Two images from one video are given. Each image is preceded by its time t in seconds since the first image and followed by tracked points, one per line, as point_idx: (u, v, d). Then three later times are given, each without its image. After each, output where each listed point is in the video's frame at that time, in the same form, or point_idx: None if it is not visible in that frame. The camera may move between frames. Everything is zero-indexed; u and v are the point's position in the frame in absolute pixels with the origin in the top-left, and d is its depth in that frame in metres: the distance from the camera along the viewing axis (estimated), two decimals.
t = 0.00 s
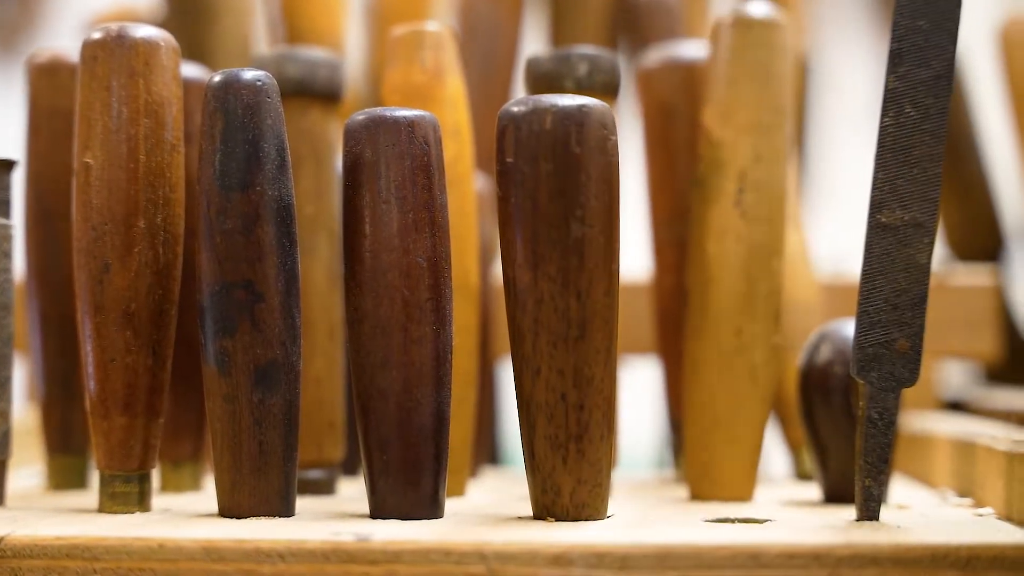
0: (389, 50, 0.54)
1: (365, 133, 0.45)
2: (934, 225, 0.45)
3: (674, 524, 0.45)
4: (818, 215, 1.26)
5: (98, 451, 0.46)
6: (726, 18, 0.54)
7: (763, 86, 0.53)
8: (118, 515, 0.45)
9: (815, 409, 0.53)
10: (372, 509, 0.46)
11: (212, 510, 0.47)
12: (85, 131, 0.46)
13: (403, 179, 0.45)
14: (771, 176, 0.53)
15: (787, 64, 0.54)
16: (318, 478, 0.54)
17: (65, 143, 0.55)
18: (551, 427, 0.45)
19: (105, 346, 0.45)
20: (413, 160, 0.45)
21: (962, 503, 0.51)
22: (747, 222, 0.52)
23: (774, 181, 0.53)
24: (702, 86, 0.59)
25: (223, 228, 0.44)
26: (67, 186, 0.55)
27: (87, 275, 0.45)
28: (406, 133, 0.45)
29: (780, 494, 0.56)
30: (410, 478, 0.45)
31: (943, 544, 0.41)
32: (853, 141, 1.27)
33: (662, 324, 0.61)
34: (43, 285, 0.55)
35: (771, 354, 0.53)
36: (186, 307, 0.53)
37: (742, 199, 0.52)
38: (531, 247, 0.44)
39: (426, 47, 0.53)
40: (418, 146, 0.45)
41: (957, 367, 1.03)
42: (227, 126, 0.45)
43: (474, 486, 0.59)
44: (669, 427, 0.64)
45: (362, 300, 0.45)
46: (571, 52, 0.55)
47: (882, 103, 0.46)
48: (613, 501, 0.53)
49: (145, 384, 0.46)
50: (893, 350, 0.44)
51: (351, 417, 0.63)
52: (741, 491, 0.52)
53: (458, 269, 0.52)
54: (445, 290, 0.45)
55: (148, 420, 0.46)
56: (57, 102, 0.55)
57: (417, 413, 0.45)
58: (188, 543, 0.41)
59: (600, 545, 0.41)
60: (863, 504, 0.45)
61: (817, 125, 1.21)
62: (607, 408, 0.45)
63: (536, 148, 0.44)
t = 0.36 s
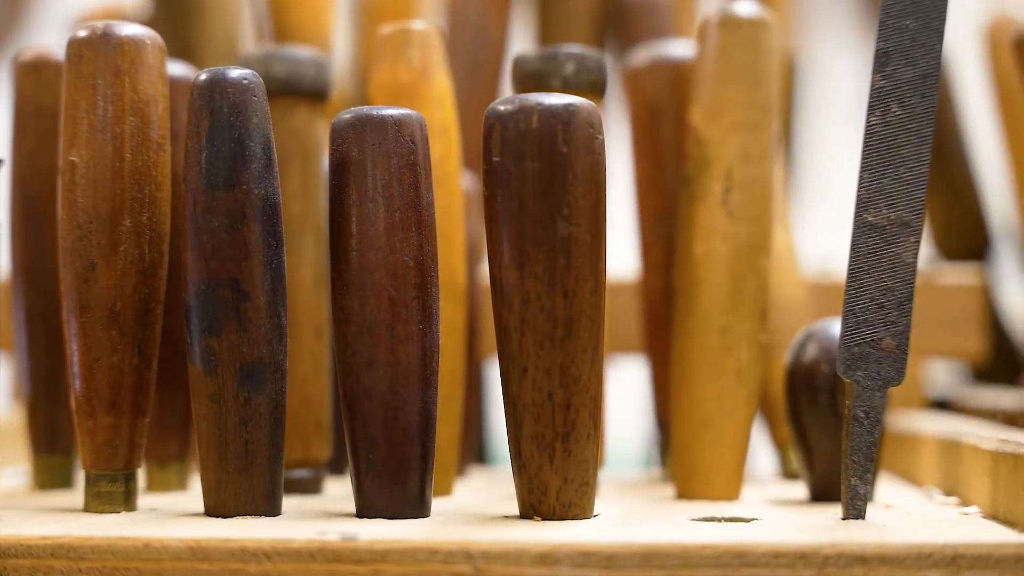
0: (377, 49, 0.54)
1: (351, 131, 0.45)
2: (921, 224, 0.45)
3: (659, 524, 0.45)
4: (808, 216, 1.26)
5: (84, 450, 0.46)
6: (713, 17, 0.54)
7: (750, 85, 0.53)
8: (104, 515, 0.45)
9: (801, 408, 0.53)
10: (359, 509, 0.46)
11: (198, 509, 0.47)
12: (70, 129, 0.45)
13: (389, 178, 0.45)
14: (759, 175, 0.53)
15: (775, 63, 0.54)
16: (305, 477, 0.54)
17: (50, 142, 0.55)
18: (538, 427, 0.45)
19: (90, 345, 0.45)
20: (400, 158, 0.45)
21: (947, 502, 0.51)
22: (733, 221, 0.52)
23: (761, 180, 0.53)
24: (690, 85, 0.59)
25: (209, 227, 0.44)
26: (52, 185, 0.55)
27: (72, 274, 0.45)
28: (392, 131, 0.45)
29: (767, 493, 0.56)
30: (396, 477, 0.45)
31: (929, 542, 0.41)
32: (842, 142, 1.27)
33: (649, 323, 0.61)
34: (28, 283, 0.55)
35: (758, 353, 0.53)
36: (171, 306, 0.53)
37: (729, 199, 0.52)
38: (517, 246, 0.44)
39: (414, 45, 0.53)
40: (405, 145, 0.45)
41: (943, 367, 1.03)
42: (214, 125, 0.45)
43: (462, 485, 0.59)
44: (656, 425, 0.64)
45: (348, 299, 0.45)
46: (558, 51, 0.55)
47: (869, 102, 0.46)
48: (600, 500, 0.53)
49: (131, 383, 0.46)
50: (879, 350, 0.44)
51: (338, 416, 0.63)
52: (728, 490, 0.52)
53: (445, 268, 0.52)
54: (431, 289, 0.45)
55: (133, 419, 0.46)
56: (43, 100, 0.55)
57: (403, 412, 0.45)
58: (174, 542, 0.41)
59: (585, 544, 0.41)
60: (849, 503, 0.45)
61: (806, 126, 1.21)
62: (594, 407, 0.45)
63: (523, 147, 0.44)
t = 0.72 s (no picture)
0: (363, 48, 0.54)
1: (338, 130, 0.45)
2: (907, 224, 0.45)
3: (645, 523, 0.45)
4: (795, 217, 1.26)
5: (70, 450, 0.46)
6: (700, 16, 0.54)
7: (737, 85, 0.53)
8: (89, 515, 0.45)
9: (788, 407, 0.53)
10: (346, 508, 0.46)
11: (184, 509, 0.47)
12: (55, 129, 0.45)
13: (376, 177, 0.45)
14: (745, 175, 0.53)
15: (761, 63, 0.54)
16: (292, 477, 0.54)
17: (36, 140, 0.55)
18: (524, 426, 0.45)
19: (75, 344, 0.45)
20: (386, 157, 0.45)
21: (933, 500, 0.52)
22: (720, 220, 0.52)
23: (748, 179, 0.53)
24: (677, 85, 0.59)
25: (194, 226, 0.44)
26: (37, 184, 0.55)
27: (57, 273, 0.45)
28: (378, 130, 0.45)
29: (754, 493, 0.56)
30: (382, 476, 0.45)
31: (914, 542, 0.41)
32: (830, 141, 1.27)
33: (636, 322, 0.61)
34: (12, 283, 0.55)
35: (745, 352, 0.53)
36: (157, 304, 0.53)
37: (716, 198, 0.53)
38: (504, 245, 0.44)
39: (400, 45, 0.53)
40: (391, 144, 0.45)
41: (929, 363, 1.04)
42: (199, 124, 0.44)
43: (449, 484, 0.59)
44: (643, 425, 0.64)
45: (335, 299, 0.45)
46: (546, 50, 0.55)
47: (855, 101, 0.46)
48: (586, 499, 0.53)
49: (117, 382, 0.46)
50: (865, 349, 0.44)
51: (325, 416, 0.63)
52: (715, 489, 0.52)
53: (432, 267, 0.52)
54: (418, 288, 0.45)
55: (119, 418, 0.46)
56: (28, 98, 0.55)
57: (389, 412, 0.45)
58: (159, 542, 0.41)
59: (571, 543, 0.41)
60: (835, 502, 0.45)
61: (794, 126, 1.22)
62: (580, 407, 0.45)
63: (509, 146, 0.44)
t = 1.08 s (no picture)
0: (349, 47, 0.53)
1: (323, 129, 0.45)
2: (892, 223, 0.45)
3: (630, 522, 0.45)
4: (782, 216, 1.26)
5: (54, 450, 0.46)
6: (686, 15, 0.54)
7: (723, 84, 0.53)
8: (73, 514, 0.45)
9: (774, 406, 0.53)
10: (331, 508, 0.46)
11: (169, 509, 0.47)
12: (40, 127, 0.45)
13: (361, 175, 0.45)
14: (731, 174, 0.53)
15: (748, 62, 0.54)
16: (277, 476, 0.54)
17: (20, 139, 0.55)
18: (510, 425, 0.45)
19: (60, 343, 0.45)
20: (372, 156, 0.45)
21: (918, 499, 0.52)
22: (705, 219, 0.52)
23: (734, 179, 0.53)
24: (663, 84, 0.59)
25: (179, 225, 0.44)
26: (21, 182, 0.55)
27: (42, 272, 0.45)
28: (364, 129, 0.45)
29: (740, 492, 0.56)
30: (367, 475, 0.45)
31: (900, 540, 0.40)
32: (819, 142, 1.28)
33: (623, 321, 0.61)
34: None
35: (730, 351, 0.53)
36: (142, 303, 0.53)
37: (702, 197, 0.53)
38: (489, 244, 0.44)
39: (386, 43, 0.53)
40: (376, 143, 0.45)
41: (914, 364, 1.04)
42: (184, 123, 0.44)
43: (435, 484, 0.59)
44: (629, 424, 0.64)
45: (320, 298, 0.45)
46: (532, 50, 0.55)
47: (841, 100, 0.46)
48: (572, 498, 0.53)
49: (101, 381, 0.46)
50: (850, 348, 0.44)
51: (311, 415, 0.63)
52: (700, 488, 0.52)
53: (418, 266, 0.52)
54: (404, 287, 0.45)
55: (104, 417, 0.46)
56: (13, 96, 0.55)
57: (374, 411, 0.44)
58: (144, 541, 0.41)
59: (556, 542, 0.40)
60: (821, 501, 0.45)
61: (782, 126, 1.22)
62: (565, 406, 0.45)
63: (495, 145, 0.44)
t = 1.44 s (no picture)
0: (335, 46, 0.53)
1: (309, 129, 0.45)
2: (877, 222, 0.45)
3: (616, 522, 0.45)
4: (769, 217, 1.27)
5: (39, 450, 0.46)
6: (672, 15, 0.54)
7: (709, 82, 0.53)
8: (57, 514, 0.45)
9: (759, 405, 0.53)
10: (317, 507, 0.46)
11: (154, 508, 0.47)
12: (24, 125, 0.45)
13: (347, 175, 0.45)
14: (718, 173, 0.53)
15: (734, 61, 0.54)
16: (263, 475, 0.54)
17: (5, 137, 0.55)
18: (495, 424, 0.44)
19: (44, 342, 0.45)
20: (358, 155, 0.45)
21: (903, 498, 0.52)
22: (692, 219, 0.53)
23: (720, 178, 0.53)
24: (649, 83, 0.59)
25: (164, 224, 0.44)
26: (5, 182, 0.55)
27: (25, 271, 0.45)
28: (350, 128, 0.45)
29: (726, 491, 0.56)
30: (353, 475, 0.44)
31: (884, 539, 0.41)
32: (808, 143, 1.28)
33: (609, 320, 0.61)
34: None
35: (716, 350, 0.53)
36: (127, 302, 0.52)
37: (688, 197, 0.53)
38: (475, 243, 0.44)
39: (372, 42, 0.53)
40: (363, 142, 0.45)
41: (899, 364, 1.04)
42: (169, 121, 0.44)
43: (421, 483, 0.59)
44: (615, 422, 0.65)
45: (306, 297, 0.45)
46: (518, 48, 0.55)
47: (826, 100, 0.46)
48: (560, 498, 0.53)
49: (86, 381, 0.45)
50: (836, 347, 0.45)
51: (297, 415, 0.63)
52: (686, 487, 0.52)
53: (404, 265, 0.52)
54: (390, 287, 0.45)
55: (88, 417, 0.46)
56: None
57: (360, 410, 0.44)
58: (129, 541, 0.41)
59: (542, 541, 0.40)
60: (806, 500, 0.45)
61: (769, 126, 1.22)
62: (550, 405, 0.45)
63: (480, 144, 0.44)
